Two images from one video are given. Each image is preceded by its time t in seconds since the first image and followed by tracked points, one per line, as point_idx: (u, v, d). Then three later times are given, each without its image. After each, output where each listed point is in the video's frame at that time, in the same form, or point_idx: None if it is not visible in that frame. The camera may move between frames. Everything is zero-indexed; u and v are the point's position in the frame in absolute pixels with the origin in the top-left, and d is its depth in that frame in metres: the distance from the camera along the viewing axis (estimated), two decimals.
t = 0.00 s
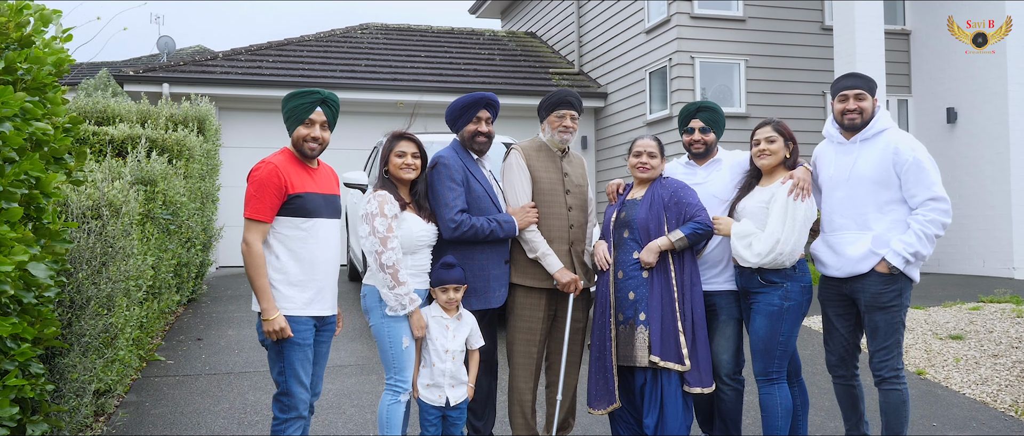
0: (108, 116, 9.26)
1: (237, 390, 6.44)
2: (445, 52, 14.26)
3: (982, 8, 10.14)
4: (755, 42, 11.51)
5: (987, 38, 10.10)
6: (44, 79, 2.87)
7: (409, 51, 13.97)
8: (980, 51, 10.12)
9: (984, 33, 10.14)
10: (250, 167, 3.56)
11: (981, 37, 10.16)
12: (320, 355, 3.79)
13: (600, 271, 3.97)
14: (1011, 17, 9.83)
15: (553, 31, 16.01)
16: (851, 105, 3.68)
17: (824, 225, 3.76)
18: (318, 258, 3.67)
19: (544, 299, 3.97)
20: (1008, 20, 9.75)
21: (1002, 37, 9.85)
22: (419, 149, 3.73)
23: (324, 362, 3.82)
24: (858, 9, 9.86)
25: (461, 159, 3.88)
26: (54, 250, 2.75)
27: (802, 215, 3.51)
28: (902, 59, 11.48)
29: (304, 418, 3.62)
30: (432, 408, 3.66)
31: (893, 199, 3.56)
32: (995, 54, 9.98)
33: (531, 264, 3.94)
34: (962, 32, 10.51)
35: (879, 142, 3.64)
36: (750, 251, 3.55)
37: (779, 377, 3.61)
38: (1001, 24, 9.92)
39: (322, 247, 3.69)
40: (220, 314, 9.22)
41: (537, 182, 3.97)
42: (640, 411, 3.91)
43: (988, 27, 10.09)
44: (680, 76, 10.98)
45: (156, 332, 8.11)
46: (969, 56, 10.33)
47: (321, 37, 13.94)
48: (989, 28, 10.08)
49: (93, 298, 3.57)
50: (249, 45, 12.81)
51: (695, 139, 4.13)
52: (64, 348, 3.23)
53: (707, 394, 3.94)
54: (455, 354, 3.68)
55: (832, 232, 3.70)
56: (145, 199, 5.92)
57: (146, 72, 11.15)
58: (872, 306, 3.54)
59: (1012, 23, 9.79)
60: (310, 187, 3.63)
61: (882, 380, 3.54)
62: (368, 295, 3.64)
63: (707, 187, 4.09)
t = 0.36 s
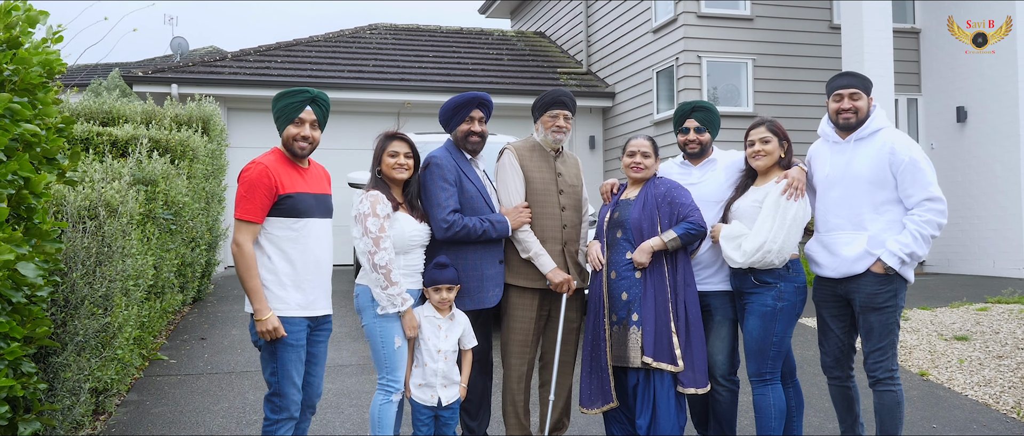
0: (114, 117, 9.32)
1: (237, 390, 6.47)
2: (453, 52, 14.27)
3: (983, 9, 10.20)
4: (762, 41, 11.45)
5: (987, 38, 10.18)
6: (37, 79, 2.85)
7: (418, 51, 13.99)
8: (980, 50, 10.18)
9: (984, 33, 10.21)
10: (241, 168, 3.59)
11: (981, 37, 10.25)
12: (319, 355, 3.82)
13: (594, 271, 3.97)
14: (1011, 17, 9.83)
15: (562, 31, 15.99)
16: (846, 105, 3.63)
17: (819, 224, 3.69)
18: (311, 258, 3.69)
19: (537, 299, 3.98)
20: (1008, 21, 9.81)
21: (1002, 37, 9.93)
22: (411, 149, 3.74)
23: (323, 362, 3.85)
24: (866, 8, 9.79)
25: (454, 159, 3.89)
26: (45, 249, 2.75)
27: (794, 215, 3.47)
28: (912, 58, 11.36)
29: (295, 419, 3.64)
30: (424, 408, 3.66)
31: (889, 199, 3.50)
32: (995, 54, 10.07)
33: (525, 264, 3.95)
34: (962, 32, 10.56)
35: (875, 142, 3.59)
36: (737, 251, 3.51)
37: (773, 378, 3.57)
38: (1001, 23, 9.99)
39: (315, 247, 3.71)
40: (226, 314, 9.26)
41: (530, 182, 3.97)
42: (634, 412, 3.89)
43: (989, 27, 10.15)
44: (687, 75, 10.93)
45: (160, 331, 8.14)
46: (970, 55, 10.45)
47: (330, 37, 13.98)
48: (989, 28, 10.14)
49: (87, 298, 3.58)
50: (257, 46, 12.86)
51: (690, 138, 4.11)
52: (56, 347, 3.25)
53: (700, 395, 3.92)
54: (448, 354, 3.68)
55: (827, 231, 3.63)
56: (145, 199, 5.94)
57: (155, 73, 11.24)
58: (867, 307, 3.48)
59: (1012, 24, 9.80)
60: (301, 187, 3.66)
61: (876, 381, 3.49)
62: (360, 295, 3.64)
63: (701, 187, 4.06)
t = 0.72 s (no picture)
0: (122, 117, 9.42)
1: (239, 388, 6.50)
2: (464, 52, 14.29)
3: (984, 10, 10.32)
4: (772, 39, 11.38)
5: (988, 38, 10.27)
6: (28, 79, 2.80)
7: (428, 51, 14.02)
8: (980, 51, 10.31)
9: (985, 33, 10.31)
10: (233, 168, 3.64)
11: (982, 37, 10.39)
12: (321, 353, 3.85)
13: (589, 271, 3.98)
14: (1012, 17, 9.90)
15: (573, 30, 15.96)
16: (841, 102, 3.58)
17: (814, 224, 3.64)
18: (303, 257, 3.72)
19: (531, 298, 3.98)
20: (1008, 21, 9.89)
21: (1002, 38, 10.02)
22: (405, 148, 3.75)
23: (324, 360, 3.87)
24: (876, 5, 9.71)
25: (448, 158, 3.90)
26: (36, 248, 2.75)
27: (785, 213, 3.44)
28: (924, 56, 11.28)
29: (287, 418, 3.66)
30: (417, 407, 3.67)
31: (885, 198, 3.45)
32: (995, 54, 10.13)
33: (519, 263, 3.95)
34: (963, 32, 10.68)
35: (871, 140, 3.54)
36: (727, 249, 3.50)
37: (766, 378, 3.54)
38: (1001, 24, 10.06)
39: (307, 247, 3.74)
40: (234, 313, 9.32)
41: (523, 181, 3.97)
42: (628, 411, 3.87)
43: (989, 28, 10.21)
44: (695, 73, 10.88)
45: (167, 330, 8.21)
46: (970, 55, 10.58)
47: (341, 38, 14.04)
48: (989, 28, 10.25)
49: (84, 296, 3.61)
50: (268, 46, 12.93)
51: (685, 137, 4.08)
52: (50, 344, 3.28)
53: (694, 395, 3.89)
54: (441, 353, 3.68)
55: (821, 231, 3.58)
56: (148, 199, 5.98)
57: (166, 73, 11.35)
58: (863, 306, 3.42)
59: (1012, 24, 9.87)
60: (293, 186, 3.71)
61: (872, 381, 3.42)
62: (354, 293, 3.65)
63: (696, 186, 4.03)
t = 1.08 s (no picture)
0: (134, 117, 9.51)
1: (245, 386, 6.53)
2: (477, 51, 14.31)
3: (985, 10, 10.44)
4: (785, 38, 11.29)
5: (988, 38, 10.39)
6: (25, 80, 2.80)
7: (441, 51, 14.04)
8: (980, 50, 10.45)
9: (985, 33, 10.44)
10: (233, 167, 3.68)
11: (981, 37, 10.48)
12: (322, 350, 3.86)
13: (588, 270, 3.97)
14: (1012, 17, 9.98)
15: (586, 30, 15.92)
16: (841, 100, 3.54)
17: (814, 222, 3.61)
18: (302, 256, 3.74)
19: (530, 297, 3.97)
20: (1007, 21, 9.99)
21: (1002, 37, 10.12)
22: (404, 147, 3.76)
23: (326, 359, 3.88)
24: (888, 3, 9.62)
25: (446, 157, 3.90)
26: (34, 247, 2.80)
27: (781, 212, 3.43)
28: (940, 54, 11.16)
29: (286, 416, 3.68)
30: (415, 405, 3.67)
31: (885, 196, 3.42)
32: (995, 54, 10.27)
33: (518, 262, 3.95)
34: (963, 32, 10.84)
35: (872, 138, 3.50)
36: (722, 249, 3.49)
37: (765, 378, 3.51)
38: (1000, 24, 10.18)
39: (305, 246, 3.76)
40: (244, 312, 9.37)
41: (522, 180, 3.97)
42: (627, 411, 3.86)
43: (989, 28, 10.33)
44: (707, 72, 10.83)
45: (176, 328, 8.28)
46: (971, 55, 10.74)
47: (355, 38, 14.09)
48: (989, 28, 10.36)
49: (85, 294, 3.65)
50: (282, 47, 13.00)
51: (685, 135, 4.05)
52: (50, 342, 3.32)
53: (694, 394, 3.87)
54: (438, 352, 3.68)
55: (822, 229, 3.55)
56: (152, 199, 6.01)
57: (180, 74, 11.45)
58: (862, 306, 3.38)
59: (1012, 24, 9.95)
60: (292, 186, 3.73)
61: (871, 381, 3.39)
62: (352, 292, 3.65)
63: (695, 185, 4.01)
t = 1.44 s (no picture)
0: (151, 118, 9.63)
1: (256, 385, 6.57)
2: (494, 51, 14.31)
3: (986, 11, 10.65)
4: (804, 35, 11.16)
5: (987, 38, 10.58)
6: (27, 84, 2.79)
7: (458, 51, 14.06)
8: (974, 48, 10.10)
9: (985, 33, 10.63)
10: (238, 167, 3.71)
11: (981, 37, 10.64)
12: (327, 350, 3.87)
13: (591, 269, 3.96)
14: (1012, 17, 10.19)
15: (604, 28, 15.85)
16: (847, 99, 3.48)
17: (818, 221, 3.57)
18: (306, 256, 3.76)
19: (533, 297, 3.97)
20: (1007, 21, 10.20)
21: (1002, 37, 10.33)
22: (406, 147, 3.76)
23: (332, 358, 3.89)
24: None
25: (449, 157, 3.90)
26: (37, 247, 2.85)
27: (783, 210, 3.39)
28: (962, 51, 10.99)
29: (288, 414, 3.71)
30: (417, 405, 3.68)
31: (890, 195, 3.37)
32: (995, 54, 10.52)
33: (520, 262, 3.94)
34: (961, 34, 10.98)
35: (877, 136, 3.46)
36: (723, 249, 3.46)
37: (768, 379, 3.49)
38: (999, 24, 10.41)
39: (309, 245, 3.78)
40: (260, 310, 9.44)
41: (525, 180, 3.96)
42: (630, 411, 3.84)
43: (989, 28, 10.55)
44: (723, 70, 10.75)
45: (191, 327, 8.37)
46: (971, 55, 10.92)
47: (373, 38, 14.15)
48: (990, 28, 10.56)
49: (92, 293, 3.70)
50: (301, 47, 13.10)
51: (689, 134, 4.02)
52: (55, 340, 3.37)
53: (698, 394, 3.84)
54: (441, 352, 3.68)
55: (826, 228, 3.51)
56: (163, 198, 6.08)
57: (199, 75, 11.58)
58: (866, 306, 3.34)
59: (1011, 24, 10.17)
60: (294, 186, 3.75)
61: (876, 383, 3.35)
62: (355, 291, 3.65)
63: (700, 184, 3.98)
